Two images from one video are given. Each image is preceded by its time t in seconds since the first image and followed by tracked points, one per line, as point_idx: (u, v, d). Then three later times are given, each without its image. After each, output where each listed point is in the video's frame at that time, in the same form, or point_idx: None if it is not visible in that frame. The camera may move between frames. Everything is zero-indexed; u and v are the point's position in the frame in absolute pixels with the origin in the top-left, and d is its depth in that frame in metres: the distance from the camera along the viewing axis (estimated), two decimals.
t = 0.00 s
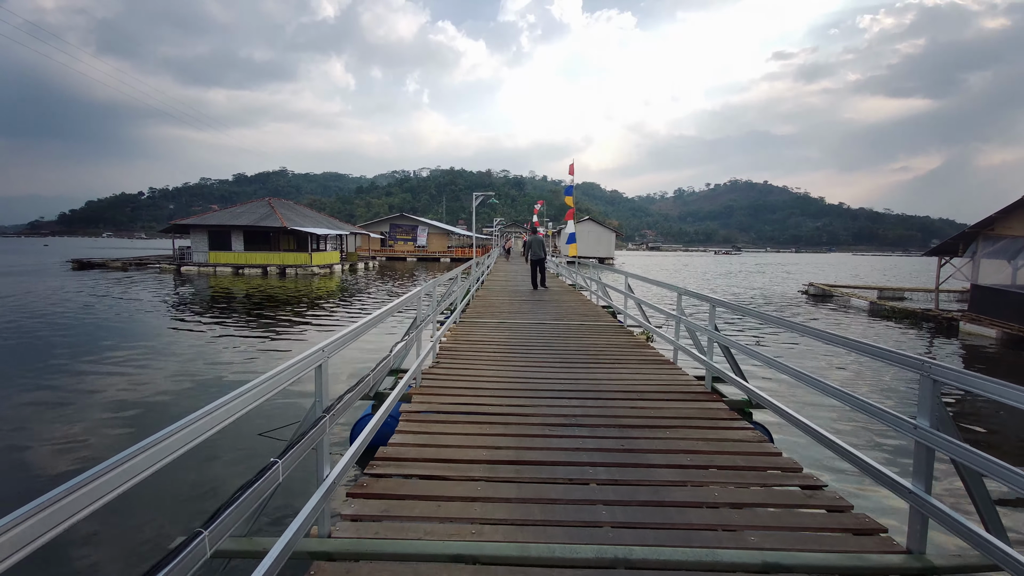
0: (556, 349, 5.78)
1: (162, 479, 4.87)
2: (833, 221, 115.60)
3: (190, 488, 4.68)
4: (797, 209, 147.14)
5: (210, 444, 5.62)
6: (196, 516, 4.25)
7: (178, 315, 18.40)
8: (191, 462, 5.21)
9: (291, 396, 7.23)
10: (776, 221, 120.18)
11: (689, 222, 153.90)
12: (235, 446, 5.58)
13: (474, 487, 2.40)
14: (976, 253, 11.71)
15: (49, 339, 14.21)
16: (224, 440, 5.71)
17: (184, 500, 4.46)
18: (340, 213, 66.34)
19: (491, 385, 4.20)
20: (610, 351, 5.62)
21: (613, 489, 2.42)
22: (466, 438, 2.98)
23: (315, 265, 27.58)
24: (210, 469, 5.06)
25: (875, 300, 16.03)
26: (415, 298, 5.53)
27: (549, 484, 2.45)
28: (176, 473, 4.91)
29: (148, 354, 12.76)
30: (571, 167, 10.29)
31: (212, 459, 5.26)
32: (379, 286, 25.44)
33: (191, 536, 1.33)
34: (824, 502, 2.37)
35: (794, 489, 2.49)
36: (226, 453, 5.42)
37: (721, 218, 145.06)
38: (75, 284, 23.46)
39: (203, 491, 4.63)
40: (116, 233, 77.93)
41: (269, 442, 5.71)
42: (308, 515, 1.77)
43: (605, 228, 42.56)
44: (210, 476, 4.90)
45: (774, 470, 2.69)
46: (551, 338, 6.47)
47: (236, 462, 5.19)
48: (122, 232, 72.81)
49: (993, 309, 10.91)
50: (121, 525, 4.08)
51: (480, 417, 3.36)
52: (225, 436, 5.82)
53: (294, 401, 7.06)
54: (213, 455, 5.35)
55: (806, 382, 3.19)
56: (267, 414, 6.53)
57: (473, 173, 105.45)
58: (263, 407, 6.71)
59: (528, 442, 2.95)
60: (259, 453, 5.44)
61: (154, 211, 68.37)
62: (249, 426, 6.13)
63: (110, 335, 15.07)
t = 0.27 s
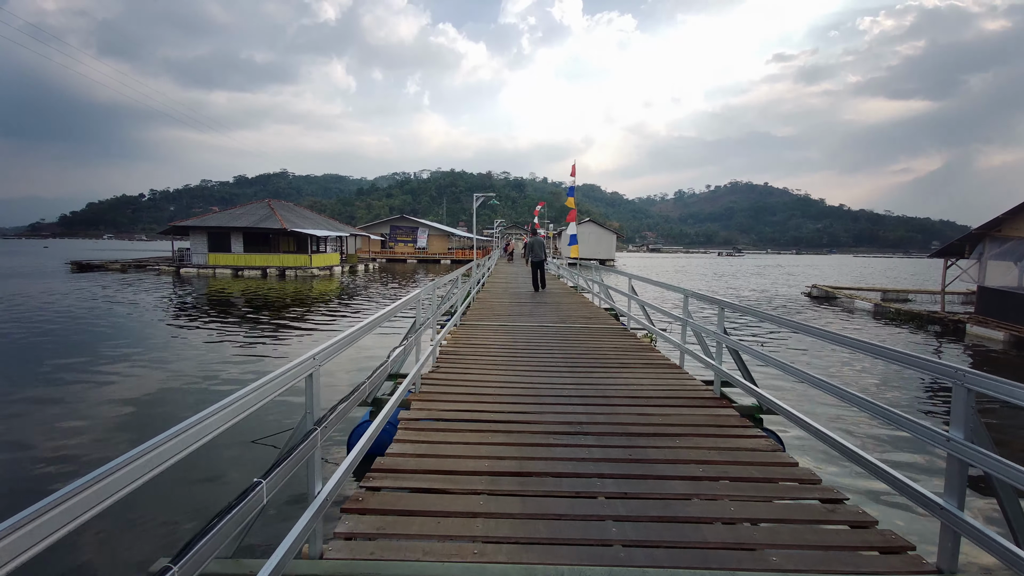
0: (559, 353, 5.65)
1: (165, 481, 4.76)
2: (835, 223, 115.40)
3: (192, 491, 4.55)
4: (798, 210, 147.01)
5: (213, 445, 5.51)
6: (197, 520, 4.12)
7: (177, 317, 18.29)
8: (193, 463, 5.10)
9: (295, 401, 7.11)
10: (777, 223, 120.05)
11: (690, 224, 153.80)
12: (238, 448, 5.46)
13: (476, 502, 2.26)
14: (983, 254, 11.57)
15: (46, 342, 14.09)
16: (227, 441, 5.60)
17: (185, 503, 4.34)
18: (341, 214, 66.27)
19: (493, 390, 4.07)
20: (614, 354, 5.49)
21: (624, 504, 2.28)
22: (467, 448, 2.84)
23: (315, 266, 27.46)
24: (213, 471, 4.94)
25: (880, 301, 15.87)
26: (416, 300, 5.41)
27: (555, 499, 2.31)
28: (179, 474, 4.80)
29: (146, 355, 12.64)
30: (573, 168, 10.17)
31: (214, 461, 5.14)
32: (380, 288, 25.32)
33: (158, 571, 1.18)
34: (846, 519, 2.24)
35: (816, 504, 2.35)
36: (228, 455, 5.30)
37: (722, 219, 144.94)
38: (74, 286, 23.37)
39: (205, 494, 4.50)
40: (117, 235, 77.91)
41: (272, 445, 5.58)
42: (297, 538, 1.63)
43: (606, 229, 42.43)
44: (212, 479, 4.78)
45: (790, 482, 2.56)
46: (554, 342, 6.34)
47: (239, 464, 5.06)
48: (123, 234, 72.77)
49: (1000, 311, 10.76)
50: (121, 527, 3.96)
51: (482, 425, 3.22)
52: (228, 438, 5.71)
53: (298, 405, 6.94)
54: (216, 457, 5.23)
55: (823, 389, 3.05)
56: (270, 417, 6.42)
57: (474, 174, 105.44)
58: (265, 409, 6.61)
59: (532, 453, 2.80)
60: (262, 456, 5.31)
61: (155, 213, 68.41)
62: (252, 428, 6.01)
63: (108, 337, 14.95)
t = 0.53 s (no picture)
0: (566, 357, 5.49)
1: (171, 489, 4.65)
2: (835, 224, 115.27)
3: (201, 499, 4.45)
4: (798, 212, 146.95)
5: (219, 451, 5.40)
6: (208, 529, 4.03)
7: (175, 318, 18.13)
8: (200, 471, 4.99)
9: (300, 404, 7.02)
10: (777, 225, 120.03)
11: (690, 225, 153.66)
12: (245, 453, 5.36)
13: (486, 522, 2.10)
14: (992, 256, 11.41)
15: (43, 343, 13.94)
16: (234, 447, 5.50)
17: (194, 512, 4.24)
18: (342, 215, 66.31)
19: (498, 396, 3.92)
20: (622, 358, 5.34)
21: (642, 523, 2.13)
22: (473, 459, 2.70)
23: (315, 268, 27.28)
24: (221, 477, 4.84)
25: (885, 304, 15.71)
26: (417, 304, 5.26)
27: (570, 516, 2.16)
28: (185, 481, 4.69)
29: (143, 357, 12.49)
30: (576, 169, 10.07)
31: (222, 467, 5.04)
32: (380, 290, 25.17)
33: None
34: (879, 540, 2.09)
35: (846, 525, 2.20)
36: (235, 461, 5.20)
37: (722, 221, 144.84)
38: (72, 287, 23.24)
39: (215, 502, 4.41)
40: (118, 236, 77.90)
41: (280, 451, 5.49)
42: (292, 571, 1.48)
43: (607, 231, 42.30)
44: (220, 486, 4.68)
45: (817, 497, 2.41)
46: (559, 345, 6.18)
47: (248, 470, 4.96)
48: (124, 235, 73.00)
49: (1010, 314, 10.59)
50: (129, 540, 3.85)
51: (488, 434, 3.07)
52: (234, 444, 5.60)
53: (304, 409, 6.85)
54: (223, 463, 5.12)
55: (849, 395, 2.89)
56: (276, 421, 6.32)
57: (474, 176, 105.47)
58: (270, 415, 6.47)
59: (541, 464, 2.65)
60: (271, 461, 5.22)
61: (156, 215, 68.40)
62: (257, 432, 5.90)
63: (106, 338, 14.82)
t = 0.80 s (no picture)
0: (570, 362, 5.33)
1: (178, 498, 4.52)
2: (836, 225, 115.08)
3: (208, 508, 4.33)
4: (799, 214, 146.78)
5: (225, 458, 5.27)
6: (215, 538, 3.89)
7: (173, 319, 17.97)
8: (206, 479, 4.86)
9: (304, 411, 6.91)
10: (778, 226, 119.86)
11: (690, 226, 153.38)
12: (251, 460, 5.24)
13: (495, 546, 1.95)
14: (1001, 258, 11.26)
15: (39, 344, 13.75)
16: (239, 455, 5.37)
17: (205, 519, 4.13)
18: (342, 216, 66.15)
19: (502, 403, 3.76)
20: (629, 363, 5.18)
21: (662, 547, 1.98)
22: (478, 473, 2.55)
23: (315, 269, 27.10)
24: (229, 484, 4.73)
25: (891, 306, 15.54)
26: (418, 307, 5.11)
27: (585, 540, 2.01)
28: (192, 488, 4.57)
29: (140, 358, 12.33)
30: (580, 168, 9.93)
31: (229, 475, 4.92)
32: (380, 291, 25.01)
33: None
34: (919, 564, 1.94)
35: (881, 547, 2.05)
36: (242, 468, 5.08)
37: (723, 222, 144.59)
38: (70, 288, 23.06)
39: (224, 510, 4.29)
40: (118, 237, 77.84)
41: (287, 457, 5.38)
42: None
43: (608, 232, 42.14)
44: (229, 493, 4.56)
45: (848, 517, 2.26)
46: (563, 349, 6.03)
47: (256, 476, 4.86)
48: (123, 236, 72.79)
49: (1020, 316, 10.44)
50: (139, 550, 3.73)
51: (493, 445, 2.92)
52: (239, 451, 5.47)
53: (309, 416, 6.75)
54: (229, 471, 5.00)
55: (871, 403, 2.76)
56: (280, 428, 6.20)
57: (475, 177, 105.35)
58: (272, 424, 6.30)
59: (550, 479, 2.51)
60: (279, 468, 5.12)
61: (156, 215, 68.30)
62: (262, 438, 5.78)
63: (104, 338, 14.66)
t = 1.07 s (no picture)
0: (573, 365, 5.18)
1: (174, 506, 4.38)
2: (837, 226, 114.84)
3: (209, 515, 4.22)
4: (799, 215, 146.56)
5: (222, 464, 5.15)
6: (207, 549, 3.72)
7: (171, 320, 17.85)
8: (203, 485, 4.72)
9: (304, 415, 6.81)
10: (778, 227, 119.75)
11: (690, 227, 153.31)
12: (249, 465, 5.12)
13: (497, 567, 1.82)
14: (1006, 258, 11.13)
15: (35, 345, 13.63)
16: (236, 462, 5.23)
17: (206, 525, 4.03)
18: (342, 217, 66.07)
19: (504, 408, 3.62)
20: (634, 366, 5.02)
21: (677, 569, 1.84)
22: (479, 485, 2.42)
23: (314, 269, 26.95)
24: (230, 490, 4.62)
25: (895, 306, 15.41)
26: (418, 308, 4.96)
27: (593, 560, 1.88)
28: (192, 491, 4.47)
29: (137, 359, 12.20)
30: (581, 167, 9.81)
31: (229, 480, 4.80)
32: (380, 291, 24.89)
33: None
34: None
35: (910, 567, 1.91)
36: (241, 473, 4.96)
37: (723, 223, 144.34)
38: (68, 288, 22.93)
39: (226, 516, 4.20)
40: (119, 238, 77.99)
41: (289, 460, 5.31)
42: None
43: (608, 232, 42.03)
44: (227, 500, 4.43)
45: (873, 534, 2.12)
46: (566, 352, 5.88)
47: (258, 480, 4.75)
48: (123, 236, 72.72)
49: None
50: (129, 562, 3.57)
51: (493, 454, 2.79)
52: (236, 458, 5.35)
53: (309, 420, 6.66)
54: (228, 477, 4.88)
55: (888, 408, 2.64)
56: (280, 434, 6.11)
57: (475, 178, 105.31)
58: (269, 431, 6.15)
59: (554, 491, 2.37)
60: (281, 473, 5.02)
61: (156, 216, 68.25)
62: (258, 445, 5.63)
63: (101, 339, 14.52)
